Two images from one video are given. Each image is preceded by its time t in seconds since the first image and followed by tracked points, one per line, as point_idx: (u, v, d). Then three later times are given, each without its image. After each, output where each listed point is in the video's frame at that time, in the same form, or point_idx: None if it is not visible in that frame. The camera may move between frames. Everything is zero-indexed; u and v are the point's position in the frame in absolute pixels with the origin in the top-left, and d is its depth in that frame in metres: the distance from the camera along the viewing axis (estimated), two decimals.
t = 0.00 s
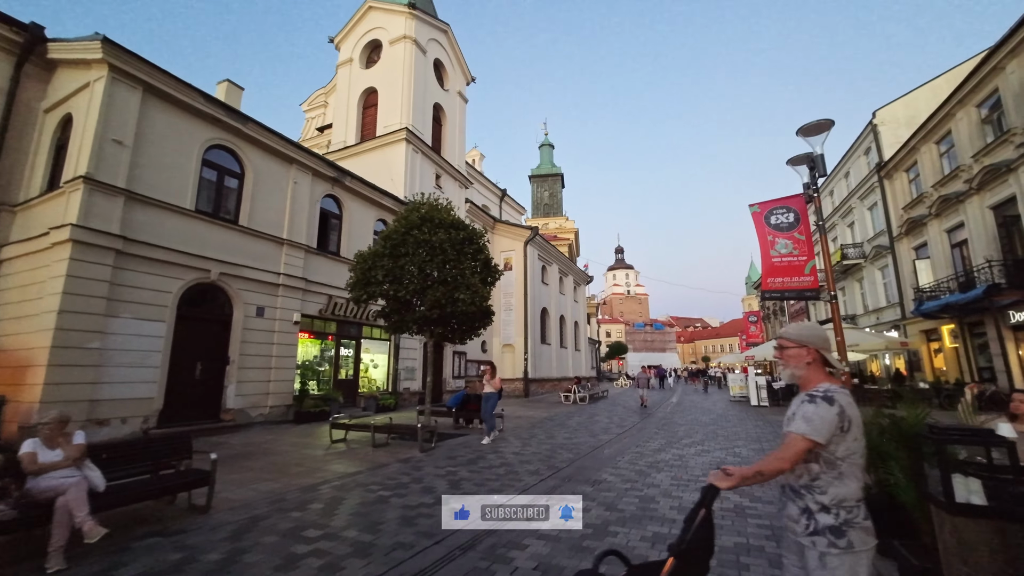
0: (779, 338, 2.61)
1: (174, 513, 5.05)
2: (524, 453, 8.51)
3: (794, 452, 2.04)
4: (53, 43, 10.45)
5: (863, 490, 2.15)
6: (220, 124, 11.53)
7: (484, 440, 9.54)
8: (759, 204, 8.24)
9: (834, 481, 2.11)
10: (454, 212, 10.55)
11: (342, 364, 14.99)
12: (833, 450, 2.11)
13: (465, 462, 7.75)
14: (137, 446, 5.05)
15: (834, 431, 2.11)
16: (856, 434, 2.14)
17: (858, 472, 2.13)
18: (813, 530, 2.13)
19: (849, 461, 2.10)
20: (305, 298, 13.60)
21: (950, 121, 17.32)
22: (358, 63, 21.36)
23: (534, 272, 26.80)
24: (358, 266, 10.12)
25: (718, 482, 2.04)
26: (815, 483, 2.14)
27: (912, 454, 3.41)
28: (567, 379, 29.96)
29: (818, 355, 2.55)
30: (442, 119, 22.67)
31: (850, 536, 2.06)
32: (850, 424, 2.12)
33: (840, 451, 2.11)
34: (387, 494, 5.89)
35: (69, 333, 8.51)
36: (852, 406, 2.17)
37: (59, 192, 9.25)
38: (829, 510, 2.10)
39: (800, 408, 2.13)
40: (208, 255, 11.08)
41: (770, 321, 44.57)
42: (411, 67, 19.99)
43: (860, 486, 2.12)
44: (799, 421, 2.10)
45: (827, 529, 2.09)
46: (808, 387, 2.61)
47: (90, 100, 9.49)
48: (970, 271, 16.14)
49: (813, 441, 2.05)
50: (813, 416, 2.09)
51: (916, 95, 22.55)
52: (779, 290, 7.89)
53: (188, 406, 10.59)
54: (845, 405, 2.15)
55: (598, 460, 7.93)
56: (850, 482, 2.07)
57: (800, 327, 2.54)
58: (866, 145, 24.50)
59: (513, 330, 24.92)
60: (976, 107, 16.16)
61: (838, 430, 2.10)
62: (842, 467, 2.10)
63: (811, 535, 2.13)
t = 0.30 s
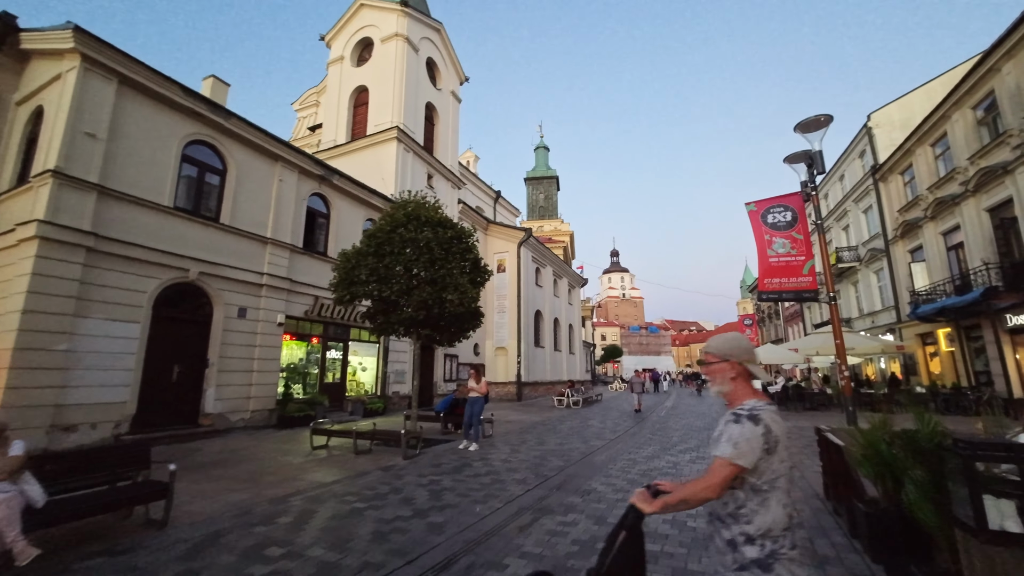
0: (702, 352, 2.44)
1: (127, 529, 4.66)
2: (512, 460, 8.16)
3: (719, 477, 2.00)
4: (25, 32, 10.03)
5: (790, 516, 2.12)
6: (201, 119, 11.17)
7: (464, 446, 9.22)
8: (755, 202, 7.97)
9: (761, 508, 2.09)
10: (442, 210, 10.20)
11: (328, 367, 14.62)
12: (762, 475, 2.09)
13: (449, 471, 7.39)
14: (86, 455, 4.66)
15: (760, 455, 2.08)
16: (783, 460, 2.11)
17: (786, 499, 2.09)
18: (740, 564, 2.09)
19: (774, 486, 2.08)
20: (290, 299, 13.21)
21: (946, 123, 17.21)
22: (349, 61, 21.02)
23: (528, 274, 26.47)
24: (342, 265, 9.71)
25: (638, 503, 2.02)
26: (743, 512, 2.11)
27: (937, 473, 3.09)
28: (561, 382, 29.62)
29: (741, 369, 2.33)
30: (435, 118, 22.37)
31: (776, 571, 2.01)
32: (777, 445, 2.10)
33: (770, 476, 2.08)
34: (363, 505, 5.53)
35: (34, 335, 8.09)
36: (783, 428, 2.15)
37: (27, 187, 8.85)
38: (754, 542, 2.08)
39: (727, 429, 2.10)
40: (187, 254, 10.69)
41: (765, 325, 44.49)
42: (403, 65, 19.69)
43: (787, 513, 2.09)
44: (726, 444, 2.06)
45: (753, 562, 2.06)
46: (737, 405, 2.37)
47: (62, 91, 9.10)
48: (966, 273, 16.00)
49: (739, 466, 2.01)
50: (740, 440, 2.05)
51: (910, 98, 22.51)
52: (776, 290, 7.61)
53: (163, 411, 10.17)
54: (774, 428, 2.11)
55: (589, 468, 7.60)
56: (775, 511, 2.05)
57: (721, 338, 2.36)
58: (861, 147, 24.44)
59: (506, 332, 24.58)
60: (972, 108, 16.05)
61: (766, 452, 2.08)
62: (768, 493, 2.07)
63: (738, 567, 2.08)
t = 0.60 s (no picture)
0: (604, 353, 2.35)
1: (68, 545, 4.26)
2: (497, 468, 7.82)
3: (615, 485, 1.76)
4: None
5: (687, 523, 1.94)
6: (179, 113, 10.80)
7: (444, 452, 8.90)
8: (748, 201, 7.71)
9: (657, 514, 1.89)
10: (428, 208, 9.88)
11: (311, 370, 14.27)
12: (658, 477, 1.88)
13: (428, 479, 7.03)
14: (22, 466, 4.25)
15: (656, 454, 1.88)
16: (681, 459, 1.92)
17: (681, 500, 1.92)
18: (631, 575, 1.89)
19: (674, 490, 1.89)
20: (271, 299, 12.80)
21: (939, 127, 17.15)
22: (339, 59, 20.70)
23: (520, 276, 26.18)
24: (322, 263, 9.30)
25: (543, 523, 1.78)
26: (636, 518, 1.91)
27: (951, 489, 2.78)
28: (553, 386, 29.31)
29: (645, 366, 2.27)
30: (426, 118, 22.08)
31: None
32: (675, 444, 1.91)
33: (666, 478, 1.88)
34: (331, 517, 5.17)
35: None
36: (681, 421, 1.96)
37: None
38: (646, 550, 1.88)
39: (622, 428, 1.86)
40: (162, 252, 10.29)
41: (759, 329, 44.51)
42: (393, 63, 19.40)
43: (683, 520, 1.93)
44: (623, 444, 1.84)
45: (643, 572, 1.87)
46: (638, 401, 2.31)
47: (28, 80, 8.70)
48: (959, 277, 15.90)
49: (637, 468, 1.78)
50: (634, 440, 1.84)
51: (902, 102, 22.54)
52: (770, 292, 7.34)
53: (134, 415, 9.73)
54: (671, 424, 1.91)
55: (575, 476, 7.28)
56: (670, 518, 1.86)
57: (618, 334, 2.24)
58: (853, 151, 24.43)
59: (498, 335, 24.25)
60: (964, 112, 15.99)
61: (662, 450, 1.88)
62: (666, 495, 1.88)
63: None
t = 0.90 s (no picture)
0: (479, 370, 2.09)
1: None
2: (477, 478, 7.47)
3: (467, 531, 1.58)
4: None
5: (553, 570, 1.73)
6: (153, 107, 10.42)
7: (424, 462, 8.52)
8: (739, 201, 7.46)
9: (512, 563, 1.68)
10: (411, 208, 9.53)
11: (292, 375, 13.89)
12: (513, 520, 1.68)
13: (403, 490, 6.67)
14: None
15: (511, 494, 1.68)
16: (541, 500, 1.71)
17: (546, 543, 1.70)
18: None
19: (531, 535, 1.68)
20: (251, 301, 12.39)
21: (930, 131, 17.11)
22: (327, 57, 20.39)
23: (511, 280, 25.86)
24: (298, 264, 8.89)
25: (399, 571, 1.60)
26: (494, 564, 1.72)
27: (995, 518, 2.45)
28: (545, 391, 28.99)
29: (515, 391, 2.02)
30: (416, 118, 21.79)
31: None
32: (534, 480, 1.70)
33: (521, 521, 1.67)
34: (292, 535, 4.79)
35: None
36: (546, 456, 1.75)
37: None
38: None
39: (477, 466, 1.67)
40: (132, 251, 9.87)
41: (752, 333, 44.49)
42: (382, 62, 19.10)
43: (548, 566, 1.70)
44: (473, 484, 1.65)
45: None
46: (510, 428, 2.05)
47: None
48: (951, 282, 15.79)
49: (486, 511, 1.60)
50: (486, 481, 1.64)
51: (893, 108, 22.57)
52: (761, 294, 7.07)
53: (100, 422, 9.28)
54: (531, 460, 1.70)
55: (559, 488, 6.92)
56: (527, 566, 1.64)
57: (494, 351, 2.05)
58: (845, 156, 24.42)
59: (488, 339, 23.91)
60: (955, 116, 15.95)
61: (518, 488, 1.67)
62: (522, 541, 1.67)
63: None
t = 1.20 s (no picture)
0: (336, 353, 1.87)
1: None
2: (460, 485, 7.11)
3: (266, 545, 1.47)
4: None
5: None
6: (125, 98, 10.03)
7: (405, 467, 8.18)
8: (732, 195, 7.18)
9: None
10: (394, 203, 9.16)
11: (274, 378, 13.46)
12: (328, 535, 1.49)
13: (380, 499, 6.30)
14: None
15: (328, 501, 1.51)
16: (367, 509, 1.51)
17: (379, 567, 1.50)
18: None
19: (345, 557, 1.47)
20: (229, 301, 11.96)
21: (922, 131, 17.03)
22: (314, 54, 20.01)
23: (503, 281, 25.51)
24: (275, 260, 8.47)
25: None
26: None
27: None
28: (537, 394, 28.64)
29: (371, 379, 1.79)
30: (406, 117, 21.46)
31: None
32: (355, 488, 1.50)
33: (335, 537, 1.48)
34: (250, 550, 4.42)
35: None
36: (372, 460, 1.52)
37: None
38: None
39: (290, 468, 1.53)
40: (102, 247, 9.43)
41: (746, 335, 44.44)
42: (371, 58, 18.74)
43: None
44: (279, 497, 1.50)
45: None
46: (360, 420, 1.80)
47: None
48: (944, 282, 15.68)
49: (289, 522, 1.47)
50: (292, 488, 1.49)
51: (885, 109, 22.58)
52: (756, 291, 6.78)
53: (64, 427, 8.81)
54: (349, 464, 1.51)
55: (545, 495, 6.57)
56: None
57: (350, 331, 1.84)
58: (837, 157, 24.40)
59: (479, 341, 23.56)
60: (947, 115, 15.87)
61: (333, 497, 1.50)
62: (335, 564, 1.45)
63: None
